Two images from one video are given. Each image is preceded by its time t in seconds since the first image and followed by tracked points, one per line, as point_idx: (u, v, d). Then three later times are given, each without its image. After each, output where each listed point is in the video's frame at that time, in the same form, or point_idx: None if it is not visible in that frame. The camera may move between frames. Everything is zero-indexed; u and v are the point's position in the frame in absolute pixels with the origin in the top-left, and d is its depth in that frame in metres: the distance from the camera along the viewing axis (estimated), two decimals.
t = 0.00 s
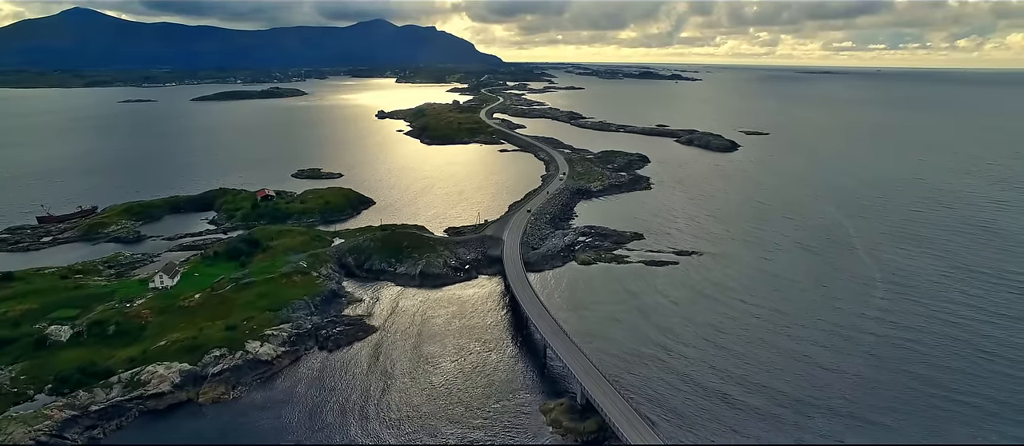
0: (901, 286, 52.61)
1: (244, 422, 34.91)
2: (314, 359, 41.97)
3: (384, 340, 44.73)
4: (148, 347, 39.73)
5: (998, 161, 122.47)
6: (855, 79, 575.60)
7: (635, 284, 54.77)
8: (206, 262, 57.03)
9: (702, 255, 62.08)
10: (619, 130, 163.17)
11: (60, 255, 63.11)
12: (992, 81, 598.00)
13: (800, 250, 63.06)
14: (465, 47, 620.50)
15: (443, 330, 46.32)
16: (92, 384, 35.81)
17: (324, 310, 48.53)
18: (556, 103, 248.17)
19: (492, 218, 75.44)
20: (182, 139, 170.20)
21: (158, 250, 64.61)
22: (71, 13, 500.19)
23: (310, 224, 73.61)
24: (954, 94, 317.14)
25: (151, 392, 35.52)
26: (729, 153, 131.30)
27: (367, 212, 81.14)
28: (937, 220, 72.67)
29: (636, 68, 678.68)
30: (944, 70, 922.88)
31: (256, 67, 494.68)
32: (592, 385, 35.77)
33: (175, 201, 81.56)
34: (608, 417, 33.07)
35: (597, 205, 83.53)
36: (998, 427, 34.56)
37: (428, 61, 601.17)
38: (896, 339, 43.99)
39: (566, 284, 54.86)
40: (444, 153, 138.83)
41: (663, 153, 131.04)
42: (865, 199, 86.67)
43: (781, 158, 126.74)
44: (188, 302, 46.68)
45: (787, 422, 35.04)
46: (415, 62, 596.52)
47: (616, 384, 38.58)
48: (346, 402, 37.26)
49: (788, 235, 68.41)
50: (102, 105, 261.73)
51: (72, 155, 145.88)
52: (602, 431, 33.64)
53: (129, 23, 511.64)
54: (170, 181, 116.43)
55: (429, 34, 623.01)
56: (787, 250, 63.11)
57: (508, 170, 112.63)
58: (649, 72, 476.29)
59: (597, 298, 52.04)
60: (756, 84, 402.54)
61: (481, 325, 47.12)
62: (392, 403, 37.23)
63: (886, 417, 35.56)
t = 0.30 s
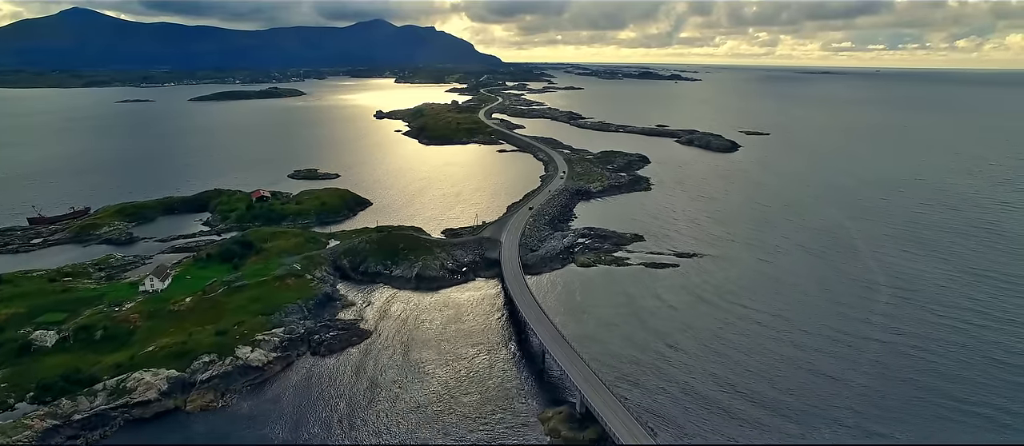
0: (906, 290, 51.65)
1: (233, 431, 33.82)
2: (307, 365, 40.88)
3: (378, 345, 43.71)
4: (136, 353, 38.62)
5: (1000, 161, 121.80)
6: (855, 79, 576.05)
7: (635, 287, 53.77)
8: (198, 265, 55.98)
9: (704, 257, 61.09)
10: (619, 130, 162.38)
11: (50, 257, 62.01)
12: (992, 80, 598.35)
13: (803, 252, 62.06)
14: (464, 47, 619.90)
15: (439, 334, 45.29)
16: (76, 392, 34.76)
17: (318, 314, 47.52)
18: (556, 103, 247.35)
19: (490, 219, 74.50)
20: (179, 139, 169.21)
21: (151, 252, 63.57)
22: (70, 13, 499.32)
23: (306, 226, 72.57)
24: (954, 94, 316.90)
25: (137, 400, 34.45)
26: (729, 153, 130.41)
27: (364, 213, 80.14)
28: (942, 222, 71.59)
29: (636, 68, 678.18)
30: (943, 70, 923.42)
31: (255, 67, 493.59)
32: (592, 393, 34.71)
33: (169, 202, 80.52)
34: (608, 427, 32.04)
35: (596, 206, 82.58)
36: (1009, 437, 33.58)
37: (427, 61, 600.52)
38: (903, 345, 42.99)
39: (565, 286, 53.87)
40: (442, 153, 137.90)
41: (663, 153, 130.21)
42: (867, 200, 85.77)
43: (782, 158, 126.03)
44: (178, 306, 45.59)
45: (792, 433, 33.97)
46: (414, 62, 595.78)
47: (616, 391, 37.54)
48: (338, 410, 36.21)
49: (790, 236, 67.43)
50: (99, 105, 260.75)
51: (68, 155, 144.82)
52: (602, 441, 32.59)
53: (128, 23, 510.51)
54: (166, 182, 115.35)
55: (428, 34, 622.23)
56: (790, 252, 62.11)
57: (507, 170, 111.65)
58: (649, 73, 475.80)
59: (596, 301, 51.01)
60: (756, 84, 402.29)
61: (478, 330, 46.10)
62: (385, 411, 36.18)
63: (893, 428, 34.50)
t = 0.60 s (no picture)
0: (913, 294, 50.53)
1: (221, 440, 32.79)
2: (300, 371, 39.86)
3: (373, 350, 42.71)
4: (123, 358, 37.57)
5: (1002, 161, 120.97)
6: (855, 79, 575.49)
7: (637, 291, 52.75)
8: (191, 267, 54.93)
9: (706, 259, 60.06)
10: (619, 130, 161.50)
11: (40, 259, 61.00)
12: (992, 79, 598.08)
13: (806, 254, 61.03)
14: (464, 47, 619.28)
15: (436, 339, 44.33)
16: (59, 400, 33.73)
17: (311, 318, 46.53)
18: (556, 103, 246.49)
19: (488, 221, 73.52)
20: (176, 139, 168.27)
21: (143, 254, 62.54)
22: (70, 13, 498.84)
23: (301, 227, 71.58)
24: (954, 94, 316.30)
25: (122, 408, 33.41)
26: (731, 153, 129.27)
27: (361, 214, 79.04)
28: (946, 223, 70.64)
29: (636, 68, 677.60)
30: (944, 70, 922.98)
31: (254, 67, 492.91)
32: (593, 401, 33.69)
33: (164, 203, 79.51)
34: (609, 437, 31.03)
35: (596, 207, 81.53)
36: None
37: (427, 61, 599.64)
38: (909, 351, 41.91)
39: (565, 289, 52.86)
40: (441, 153, 136.93)
41: (664, 154, 129.28)
42: (870, 200, 84.80)
43: (783, 158, 125.18)
44: (168, 310, 44.54)
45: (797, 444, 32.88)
46: (413, 62, 594.99)
47: (616, 398, 36.59)
48: (331, 418, 35.21)
49: (792, 237, 66.46)
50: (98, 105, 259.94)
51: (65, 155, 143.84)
52: None
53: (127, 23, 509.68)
54: (162, 182, 114.30)
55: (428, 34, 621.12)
56: (793, 254, 61.07)
57: (506, 171, 110.65)
58: (649, 73, 475.16)
59: (596, 305, 49.99)
60: (756, 84, 401.74)
61: (475, 334, 45.05)
62: (379, 420, 35.14)
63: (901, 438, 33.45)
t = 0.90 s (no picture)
0: (918, 298, 49.44)
1: None
2: (290, 377, 38.79)
3: (368, 354, 41.68)
4: (109, 364, 36.47)
5: (1005, 161, 120.08)
6: (856, 78, 574.76)
7: (637, 294, 51.69)
8: (183, 270, 53.83)
9: (707, 262, 59.01)
10: (619, 131, 160.58)
11: (30, 262, 59.94)
12: (990, 79, 600.32)
13: (809, 257, 59.93)
14: (464, 47, 618.31)
15: (432, 343, 43.33)
16: (41, 409, 32.68)
17: (304, 321, 45.52)
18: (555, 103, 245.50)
19: (486, 222, 72.46)
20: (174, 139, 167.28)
21: (136, 256, 61.49)
22: (70, 13, 498.24)
23: (297, 229, 70.53)
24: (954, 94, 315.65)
25: (106, 417, 32.40)
26: (731, 153, 128.24)
27: (357, 215, 77.98)
28: (951, 225, 69.61)
29: (635, 68, 676.90)
30: (943, 70, 922.51)
31: (253, 68, 492.02)
32: (593, 410, 32.72)
33: (158, 204, 78.48)
34: None
35: (596, 208, 80.44)
36: None
37: (426, 60, 598.67)
38: (916, 358, 40.85)
39: (564, 293, 51.84)
40: (439, 154, 135.94)
41: (664, 154, 128.28)
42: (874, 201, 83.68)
43: (784, 158, 124.23)
44: (158, 314, 43.47)
45: None
46: (413, 62, 594.17)
47: (616, 406, 35.61)
48: (321, 426, 34.15)
49: (795, 239, 65.43)
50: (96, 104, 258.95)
51: (62, 155, 142.82)
52: None
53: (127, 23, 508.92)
54: (158, 182, 113.21)
55: (427, 34, 620.23)
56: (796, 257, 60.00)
57: (505, 172, 109.62)
58: (648, 73, 474.43)
59: (595, 308, 49.01)
60: (756, 84, 401.01)
61: (472, 339, 44.01)
62: (371, 428, 34.05)
63: None
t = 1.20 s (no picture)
0: (924, 303, 48.37)
1: None
2: (282, 383, 37.76)
3: (362, 360, 40.65)
4: (95, 371, 35.44)
5: (1008, 161, 119.05)
6: (857, 78, 574.04)
7: (638, 298, 50.64)
8: (175, 273, 52.82)
9: (709, 264, 58.00)
10: (619, 131, 159.68)
11: (21, 264, 58.94)
12: (989, 79, 599.75)
13: (812, 259, 58.91)
14: (463, 47, 617.53)
15: (428, 348, 42.31)
16: (22, 418, 31.64)
17: (298, 325, 44.50)
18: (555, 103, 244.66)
19: (485, 223, 71.50)
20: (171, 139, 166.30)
21: (128, 258, 60.52)
22: (69, 13, 497.54)
23: (292, 230, 69.55)
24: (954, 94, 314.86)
25: (90, 426, 31.35)
26: (732, 154, 127.27)
27: (354, 216, 76.94)
28: (956, 226, 68.59)
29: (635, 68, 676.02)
30: (943, 70, 922.44)
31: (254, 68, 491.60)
32: (593, 419, 31.71)
33: (152, 205, 77.45)
34: None
35: (595, 208, 79.43)
36: None
37: (426, 60, 597.96)
38: (924, 365, 39.77)
39: (564, 296, 50.83)
40: (438, 154, 134.96)
41: (664, 154, 127.36)
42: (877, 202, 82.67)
43: (785, 159, 123.30)
44: (147, 318, 42.42)
45: None
46: (412, 62, 593.54)
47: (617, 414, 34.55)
48: (313, 436, 33.12)
49: (798, 241, 64.45)
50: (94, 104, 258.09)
51: (59, 155, 141.88)
52: None
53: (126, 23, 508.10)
54: (154, 182, 112.24)
55: (427, 33, 619.48)
56: (799, 260, 58.96)
57: (504, 172, 108.61)
58: (648, 73, 473.59)
59: (594, 312, 48.00)
60: (757, 84, 400.35)
61: (468, 344, 42.99)
62: (365, 438, 33.02)
63: None
